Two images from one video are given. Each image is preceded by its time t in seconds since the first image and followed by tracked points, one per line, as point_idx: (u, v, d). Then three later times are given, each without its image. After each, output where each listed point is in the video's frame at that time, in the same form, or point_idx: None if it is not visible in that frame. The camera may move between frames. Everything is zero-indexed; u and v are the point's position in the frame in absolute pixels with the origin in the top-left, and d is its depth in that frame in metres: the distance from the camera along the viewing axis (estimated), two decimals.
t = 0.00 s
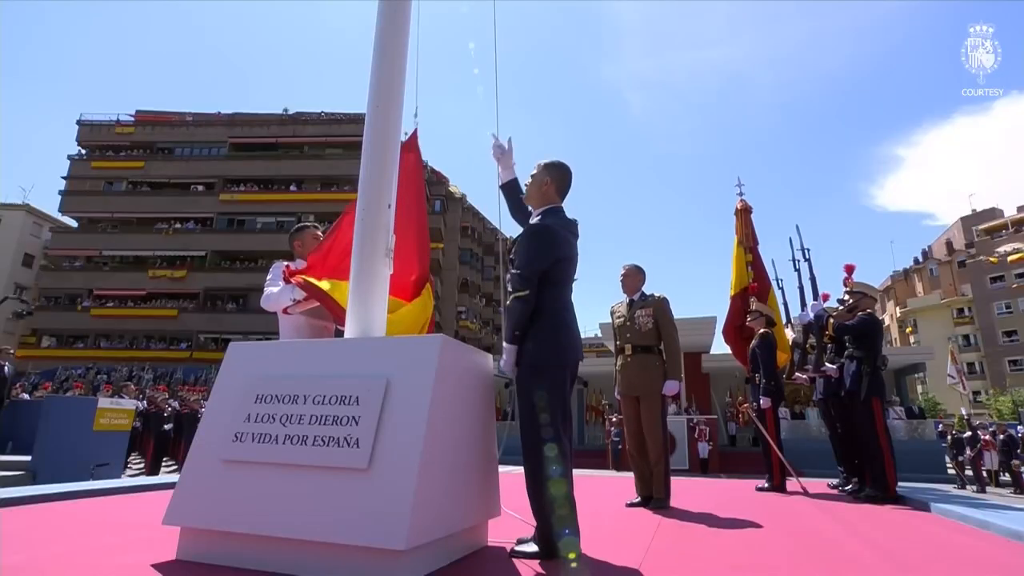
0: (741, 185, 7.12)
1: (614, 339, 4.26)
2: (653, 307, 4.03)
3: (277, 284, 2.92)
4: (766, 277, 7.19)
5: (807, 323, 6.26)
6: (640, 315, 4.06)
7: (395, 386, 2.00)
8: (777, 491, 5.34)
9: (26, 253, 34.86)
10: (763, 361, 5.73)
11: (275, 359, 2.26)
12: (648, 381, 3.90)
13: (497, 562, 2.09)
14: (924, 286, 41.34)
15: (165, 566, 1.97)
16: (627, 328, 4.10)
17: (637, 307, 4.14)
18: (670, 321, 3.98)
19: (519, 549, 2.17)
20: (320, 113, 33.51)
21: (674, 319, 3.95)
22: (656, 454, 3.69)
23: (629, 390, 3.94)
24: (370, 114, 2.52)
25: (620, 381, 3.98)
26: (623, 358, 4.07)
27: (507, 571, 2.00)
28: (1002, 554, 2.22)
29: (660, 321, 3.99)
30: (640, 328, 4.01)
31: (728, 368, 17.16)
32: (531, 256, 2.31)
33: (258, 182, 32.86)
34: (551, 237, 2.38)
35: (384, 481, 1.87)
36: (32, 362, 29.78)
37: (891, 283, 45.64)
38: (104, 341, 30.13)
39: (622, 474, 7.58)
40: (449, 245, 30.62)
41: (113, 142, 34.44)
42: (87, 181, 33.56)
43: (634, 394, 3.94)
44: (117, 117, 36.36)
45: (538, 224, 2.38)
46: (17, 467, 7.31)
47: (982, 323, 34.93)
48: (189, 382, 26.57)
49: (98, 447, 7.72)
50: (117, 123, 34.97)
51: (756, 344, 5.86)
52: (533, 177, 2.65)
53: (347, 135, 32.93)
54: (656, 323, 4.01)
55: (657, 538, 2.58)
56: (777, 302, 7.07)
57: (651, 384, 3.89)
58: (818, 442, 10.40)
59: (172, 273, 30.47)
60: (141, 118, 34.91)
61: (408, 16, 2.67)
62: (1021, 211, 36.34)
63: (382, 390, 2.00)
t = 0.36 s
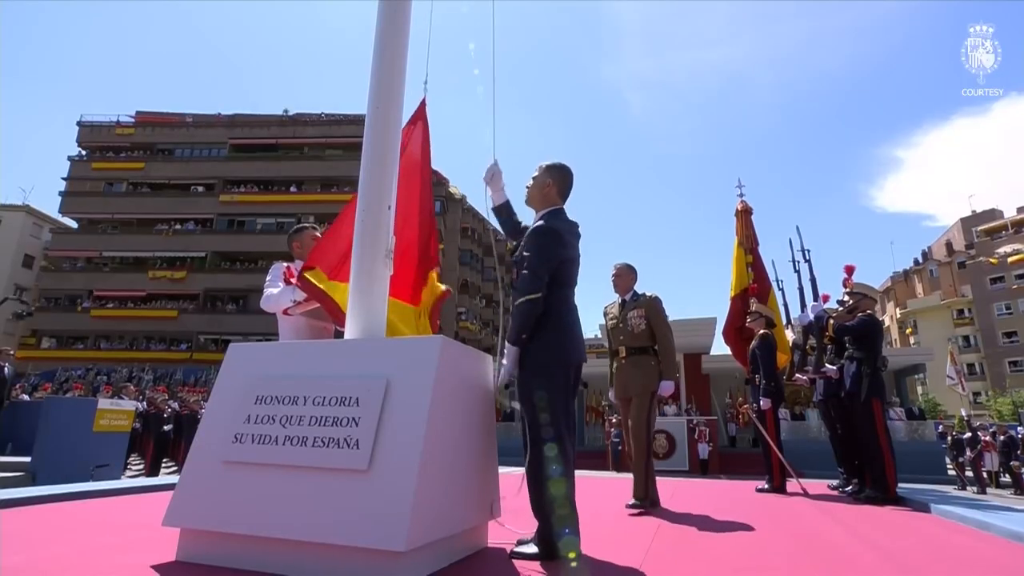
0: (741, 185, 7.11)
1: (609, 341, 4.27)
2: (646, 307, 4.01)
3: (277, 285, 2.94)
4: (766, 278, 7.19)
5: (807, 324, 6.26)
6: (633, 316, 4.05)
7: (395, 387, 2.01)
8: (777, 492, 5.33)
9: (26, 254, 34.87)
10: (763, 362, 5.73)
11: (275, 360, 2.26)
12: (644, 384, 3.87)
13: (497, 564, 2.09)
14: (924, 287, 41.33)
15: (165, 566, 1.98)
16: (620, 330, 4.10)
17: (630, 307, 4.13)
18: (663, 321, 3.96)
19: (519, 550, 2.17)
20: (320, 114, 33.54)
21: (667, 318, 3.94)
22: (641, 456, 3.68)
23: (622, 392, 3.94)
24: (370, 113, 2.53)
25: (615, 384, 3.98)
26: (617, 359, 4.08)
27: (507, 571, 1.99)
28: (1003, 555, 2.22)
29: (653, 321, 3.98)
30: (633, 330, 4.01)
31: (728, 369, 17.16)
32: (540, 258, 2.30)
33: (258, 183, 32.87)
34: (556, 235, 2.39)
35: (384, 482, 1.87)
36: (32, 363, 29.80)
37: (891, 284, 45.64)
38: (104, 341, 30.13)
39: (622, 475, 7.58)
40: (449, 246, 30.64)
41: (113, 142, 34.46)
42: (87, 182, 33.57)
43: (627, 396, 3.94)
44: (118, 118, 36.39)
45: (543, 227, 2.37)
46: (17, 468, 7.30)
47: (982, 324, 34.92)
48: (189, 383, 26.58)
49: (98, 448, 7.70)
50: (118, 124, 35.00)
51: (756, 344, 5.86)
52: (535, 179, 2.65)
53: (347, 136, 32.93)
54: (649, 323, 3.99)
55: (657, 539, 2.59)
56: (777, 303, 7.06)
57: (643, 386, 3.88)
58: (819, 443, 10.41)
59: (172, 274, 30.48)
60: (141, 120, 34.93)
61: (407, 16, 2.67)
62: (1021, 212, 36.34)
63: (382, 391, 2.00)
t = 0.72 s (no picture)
0: (740, 190, 7.10)
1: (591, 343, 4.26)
2: (631, 311, 4.03)
3: (277, 288, 2.94)
4: (766, 283, 7.18)
5: (807, 328, 6.27)
6: (617, 319, 4.07)
7: (395, 392, 2.00)
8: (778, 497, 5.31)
9: (26, 257, 34.88)
10: (764, 366, 5.72)
11: (275, 363, 2.26)
12: (627, 391, 3.80)
13: (496, 570, 2.08)
14: (924, 291, 41.34)
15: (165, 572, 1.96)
16: (604, 334, 4.10)
17: (615, 309, 4.15)
18: (649, 325, 3.97)
19: (519, 555, 2.17)
20: (321, 118, 33.63)
21: (653, 321, 3.94)
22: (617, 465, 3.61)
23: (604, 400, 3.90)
24: (371, 113, 2.53)
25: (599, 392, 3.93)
26: (601, 365, 4.05)
27: None
28: (1004, 559, 2.22)
29: (638, 325, 4.00)
30: (617, 333, 4.01)
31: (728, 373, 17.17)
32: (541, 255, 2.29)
33: (258, 187, 32.93)
34: (559, 235, 2.38)
35: (384, 486, 1.86)
36: (32, 367, 29.80)
37: (891, 288, 45.68)
38: (103, 345, 30.09)
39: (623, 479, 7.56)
40: (449, 250, 30.67)
41: (114, 146, 34.53)
42: (88, 186, 33.61)
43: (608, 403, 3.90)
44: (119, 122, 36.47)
45: (547, 225, 2.37)
46: (15, 472, 7.29)
47: (982, 328, 34.94)
48: (189, 387, 26.61)
49: (96, 452, 7.68)
50: (119, 128, 35.06)
51: (756, 348, 5.85)
52: (543, 186, 2.66)
53: (347, 140, 32.99)
54: (633, 327, 4.00)
55: (657, 542, 2.58)
56: (777, 307, 7.06)
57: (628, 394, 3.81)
58: (819, 447, 10.41)
59: (172, 277, 30.50)
60: (142, 124, 35.01)
61: (409, 17, 2.68)
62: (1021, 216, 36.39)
63: (383, 395, 2.00)
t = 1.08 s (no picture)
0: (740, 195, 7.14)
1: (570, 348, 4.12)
2: (604, 307, 3.91)
3: (276, 293, 2.94)
4: (766, 287, 7.19)
5: (807, 333, 6.27)
6: (592, 317, 3.94)
7: (395, 397, 2.00)
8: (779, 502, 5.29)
9: (26, 262, 34.89)
10: (764, 371, 5.72)
11: (275, 368, 2.26)
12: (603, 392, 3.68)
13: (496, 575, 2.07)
14: (924, 296, 41.32)
15: None
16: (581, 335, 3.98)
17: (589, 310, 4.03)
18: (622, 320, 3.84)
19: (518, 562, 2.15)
20: (321, 123, 33.73)
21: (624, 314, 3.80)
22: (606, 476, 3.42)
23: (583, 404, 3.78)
24: (371, 116, 2.54)
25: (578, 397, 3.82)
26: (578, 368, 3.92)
27: None
28: (1008, 566, 2.21)
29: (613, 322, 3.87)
30: (593, 333, 3.90)
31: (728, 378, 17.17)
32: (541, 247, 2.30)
33: (259, 192, 33.01)
34: (560, 232, 2.40)
35: (383, 492, 1.86)
36: (31, 372, 29.75)
37: (891, 292, 45.68)
38: (103, 350, 30.03)
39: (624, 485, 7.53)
40: (449, 255, 30.72)
41: (115, 152, 34.64)
42: (88, 191, 33.67)
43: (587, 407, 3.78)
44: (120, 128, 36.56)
45: (548, 218, 2.36)
46: (14, 477, 7.27)
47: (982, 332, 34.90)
48: (189, 392, 26.57)
49: (95, 457, 7.66)
50: (119, 133, 35.14)
51: (756, 353, 5.85)
52: (547, 193, 2.70)
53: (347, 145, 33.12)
54: (609, 324, 3.89)
55: (657, 550, 2.56)
56: (777, 312, 7.07)
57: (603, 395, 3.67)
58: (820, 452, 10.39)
59: (173, 282, 30.50)
60: (143, 129, 35.12)
61: (409, 21, 2.70)
62: (1020, 221, 36.45)
63: (382, 401, 2.00)
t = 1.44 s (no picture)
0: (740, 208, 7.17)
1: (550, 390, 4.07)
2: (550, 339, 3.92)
3: (277, 306, 2.94)
4: (766, 300, 7.20)
5: (807, 345, 6.27)
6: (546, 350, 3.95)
7: (394, 412, 1.99)
8: (781, 516, 5.25)
9: (27, 274, 34.93)
10: (764, 383, 5.70)
11: (276, 381, 2.26)
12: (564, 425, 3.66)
13: None
14: (924, 307, 41.28)
15: None
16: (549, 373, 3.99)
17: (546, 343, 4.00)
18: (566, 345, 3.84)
19: None
20: (322, 136, 33.97)
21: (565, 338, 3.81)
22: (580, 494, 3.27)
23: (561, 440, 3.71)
24: (373, 129, 2.56)
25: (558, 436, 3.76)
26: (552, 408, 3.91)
27: None
28: None
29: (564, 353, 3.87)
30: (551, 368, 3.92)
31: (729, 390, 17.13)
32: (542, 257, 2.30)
33: (260, 205, 33.14)
34: (562, 244, 2.44)
35: (382, 507, 1.85)
36: (29, 384, 29.64)
37: (891, 304, 45.68)
38: (101, 362, 29.90)
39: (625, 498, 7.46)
40: (449, 266, 30.77)
41: (118, 164, 34.82)
42: (90, 203, 33.82)
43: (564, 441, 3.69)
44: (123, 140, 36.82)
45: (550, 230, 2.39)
46: (9, 491, 7.20)
47: (982, 343, 34.87)
48: (187, 404, 26.49)
49: (91, 471, 7.60)
50: (122, 145, 35.40)
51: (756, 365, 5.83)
52: (549, 210, 2.71)
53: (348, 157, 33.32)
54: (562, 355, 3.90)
55: (659, 564, 2.53)
56: (777, 325, 7.08)
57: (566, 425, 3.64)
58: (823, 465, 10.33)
59: (173, 293, 30.51)
60: (146, 142, 35.34)
61: (409, 35, 2.74)
62: (1018, 232, 36.56)
63: (382, 414, 1.99)
